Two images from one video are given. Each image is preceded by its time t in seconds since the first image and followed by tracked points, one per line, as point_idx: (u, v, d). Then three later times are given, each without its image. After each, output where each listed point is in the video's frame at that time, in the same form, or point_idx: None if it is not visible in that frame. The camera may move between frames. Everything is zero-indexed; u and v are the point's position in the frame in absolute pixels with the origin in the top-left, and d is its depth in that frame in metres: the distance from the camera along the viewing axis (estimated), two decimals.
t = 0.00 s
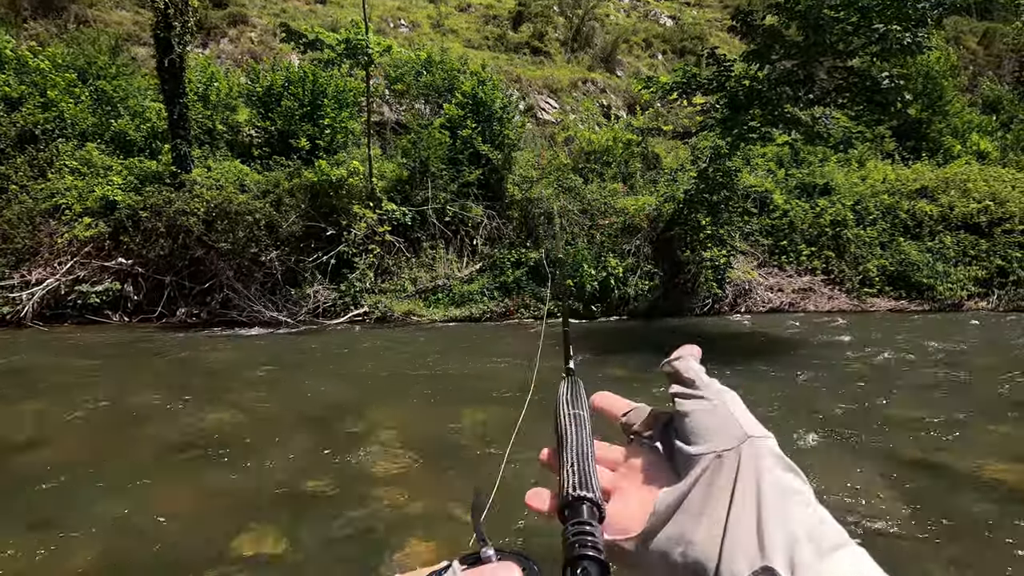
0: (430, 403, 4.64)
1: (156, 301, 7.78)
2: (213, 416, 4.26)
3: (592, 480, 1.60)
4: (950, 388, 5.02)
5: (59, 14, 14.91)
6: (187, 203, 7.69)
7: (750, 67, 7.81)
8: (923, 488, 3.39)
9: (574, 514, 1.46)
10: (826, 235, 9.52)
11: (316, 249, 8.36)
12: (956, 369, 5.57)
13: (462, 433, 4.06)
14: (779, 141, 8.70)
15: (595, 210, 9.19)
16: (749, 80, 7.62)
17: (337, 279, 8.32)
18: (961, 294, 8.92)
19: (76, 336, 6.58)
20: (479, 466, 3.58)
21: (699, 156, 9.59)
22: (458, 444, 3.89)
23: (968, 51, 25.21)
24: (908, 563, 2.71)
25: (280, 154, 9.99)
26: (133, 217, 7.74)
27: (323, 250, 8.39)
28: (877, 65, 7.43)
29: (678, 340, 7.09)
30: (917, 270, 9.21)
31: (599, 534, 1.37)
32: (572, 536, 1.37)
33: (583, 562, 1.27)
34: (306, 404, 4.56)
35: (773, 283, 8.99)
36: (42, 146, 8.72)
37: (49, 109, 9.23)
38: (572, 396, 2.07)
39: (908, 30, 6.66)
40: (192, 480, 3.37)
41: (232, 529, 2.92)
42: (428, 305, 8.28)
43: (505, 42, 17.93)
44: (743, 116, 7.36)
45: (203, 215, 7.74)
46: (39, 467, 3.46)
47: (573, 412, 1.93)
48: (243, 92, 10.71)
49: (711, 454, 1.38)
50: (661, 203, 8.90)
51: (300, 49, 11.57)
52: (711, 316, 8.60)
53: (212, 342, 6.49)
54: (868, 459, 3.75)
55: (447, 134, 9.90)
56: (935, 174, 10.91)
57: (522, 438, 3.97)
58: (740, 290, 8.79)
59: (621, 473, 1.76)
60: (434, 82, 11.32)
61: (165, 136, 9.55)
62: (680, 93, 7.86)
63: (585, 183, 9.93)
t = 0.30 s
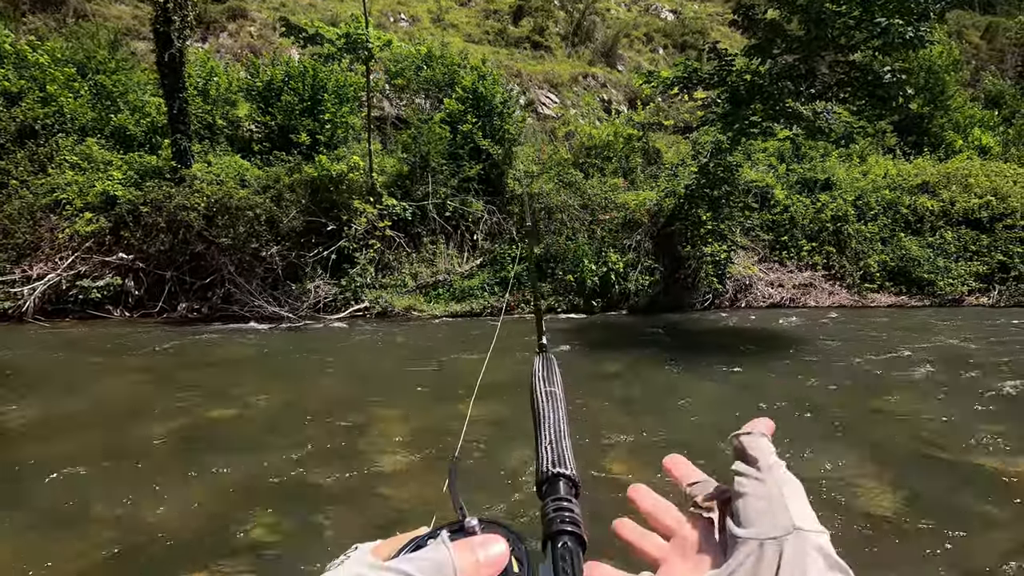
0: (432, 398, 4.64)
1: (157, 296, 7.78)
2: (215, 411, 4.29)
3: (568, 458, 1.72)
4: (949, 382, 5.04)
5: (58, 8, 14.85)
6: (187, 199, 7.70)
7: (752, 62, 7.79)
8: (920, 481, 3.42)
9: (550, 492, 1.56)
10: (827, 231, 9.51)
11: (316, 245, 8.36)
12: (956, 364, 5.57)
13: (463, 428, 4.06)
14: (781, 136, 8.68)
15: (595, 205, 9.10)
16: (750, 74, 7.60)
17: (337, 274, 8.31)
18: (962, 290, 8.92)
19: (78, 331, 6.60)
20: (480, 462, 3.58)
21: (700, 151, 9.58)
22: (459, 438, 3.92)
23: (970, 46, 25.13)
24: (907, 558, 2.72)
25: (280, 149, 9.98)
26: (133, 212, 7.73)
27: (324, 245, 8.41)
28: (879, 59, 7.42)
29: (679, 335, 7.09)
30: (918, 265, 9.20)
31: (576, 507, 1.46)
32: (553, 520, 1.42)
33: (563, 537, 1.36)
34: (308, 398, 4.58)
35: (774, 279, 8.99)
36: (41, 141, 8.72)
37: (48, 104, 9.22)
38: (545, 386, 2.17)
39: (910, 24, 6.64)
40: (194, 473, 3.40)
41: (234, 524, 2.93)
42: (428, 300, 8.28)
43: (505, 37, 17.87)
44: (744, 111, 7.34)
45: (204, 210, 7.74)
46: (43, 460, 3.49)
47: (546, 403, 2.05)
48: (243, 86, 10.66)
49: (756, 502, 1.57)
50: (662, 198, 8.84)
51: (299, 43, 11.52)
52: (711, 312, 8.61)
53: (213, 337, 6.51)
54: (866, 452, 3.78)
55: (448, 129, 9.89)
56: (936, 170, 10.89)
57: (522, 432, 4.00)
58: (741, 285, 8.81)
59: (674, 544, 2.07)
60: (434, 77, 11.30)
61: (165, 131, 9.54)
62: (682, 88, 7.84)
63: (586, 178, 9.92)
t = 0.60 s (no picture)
0: (431, 400, 4.63)
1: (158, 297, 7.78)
2: (215, 412, 4.28)
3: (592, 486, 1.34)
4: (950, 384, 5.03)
5: (59, 10, 14.91)
6: (188, 200, 7.70)
7: (753, 63, 7.79)
8: (922, 484, 3.40)
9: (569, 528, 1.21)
10: (828, 232, 9.50)
11: (317, 246, 8.38)
12: (958, 366, 5.55)
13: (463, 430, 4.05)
14: (782, 138, 8.67)
15: (596, 206, 9.14)
16: (752, 76, 7.61)
17: (338, 276, 8.31)
18: (963, 291, 8.91)
19: (79, 333, 6.60)
20: (480, 464, 3.56)
21: (701, 153, 9.57)
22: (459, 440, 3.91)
23: (970, 48, 25.17)
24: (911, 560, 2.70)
25: (281, 150, 10.01)
26: (135, 214, 7.75)
27: (325, 247, 8.42)
28: (881, 61, 7.42)
29: (680, 336, 7.09)
30: (919, 267, 9.19)
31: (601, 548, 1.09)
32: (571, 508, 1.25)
33: None
34: (308, 400, 4.57)
35: (775, 280, 8.99)
36: (43, 142, 8.75)
37: (50, 105, 9.25)
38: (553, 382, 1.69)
39: (912, 26, 6.64)
40: (194, 476, 3.39)
41: (235, 527, 2.92)
42: (429, 301, 8.27)
43: (506, 38, 17.91)
44: (746, 113, 7.34)
45: (205, 212, 7.75)
46: (41, 463, 3.48)
47: (557, 402, 1.59)
48: (244, 87, 10.66)
49: (659, 524, 1.15)
50: (662, 199, 8.87)
51: (301, 45, 11.54)
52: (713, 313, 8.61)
53: (214, 339, 6.50)
54: (867, 454, 3.76)
55: (449, 130, 9.90)
56: (937, 171, 10.90)
57: (522, 435, 3.99)
58: (742, 287, 8.81)
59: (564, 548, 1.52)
60: (435, 78, 11.33)
61: (167, 132, 9.54)
62: (683, 89, 7.83)
63: (586, 179, 9.92)
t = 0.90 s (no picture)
0: (425, 404, 4.64)
1: (150, 302, 7.74)
2: (208, 417, 4.27)
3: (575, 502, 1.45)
4: (940, 387, 5.09)
5: (50, 12, 14.84)
6: (181, 204, 7.68)
7: (745, 70, 7.87)
8: (913, 485, 3.43)
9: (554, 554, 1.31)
10: (820, 237, 9.56)
11: (310, 251, 8.34)
12: (949, 370, 5.60)
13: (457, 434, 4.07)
14: (774, 143, 8.74)
15: (590, 211, 9.23)
16: (744, 82, 7.62)
17: (332, 280, 8.28)
18: (953, 295, 9.00)
19: (69, 337, 6.54)
20: (474, 469, 3.57)
21: (694, 158, 9.63)
22: (453, 444, 3.92)
23: (959, 56, 25.50)
24: (901, 562, 2.72)
25: (275, 154, 10.00)
26: (126, 218, 7.72)
27: (318, 251, 8.38)
28: (871, 68, 7.50)
29: (673, 341, 7.11)
30: (910, 271, 9.26)
31: None
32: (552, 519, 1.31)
33: None
34: (301, 405, 4.56)
35: (768, 284, 9.06)
36: (33, 146, 8.71)
37: (41, 109, 9.20)
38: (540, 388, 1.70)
39: (902, 33, 6.75)
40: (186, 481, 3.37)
41: (227, 531, 2.92)
42: (423, 306, 8.25)
43: (500, 43, 17.96)
44: (738, 118, 7.42)
45: (197, 216, 7.72)
46: (31, 469, 3.45)
47: (544, 415, 1.62)
48: (238, 92, 10.62)
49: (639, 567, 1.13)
50: (656, 204, 8.86)
51: (295, 49, 11.55)
52: (706, 317, 8.65)
53: (206, 344, 6.47)
54: (859, 457, 3.80)
55: (443, 135, 9.94)
56: (926, 177, 11.02)
57: (516, 440, 4.00)
58: (735, 291, 8.88)
59: None
60: (429, 83, 11.37)
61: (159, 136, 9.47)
62: (676, 95, 7.88)
63: (580, 184, 9.96)
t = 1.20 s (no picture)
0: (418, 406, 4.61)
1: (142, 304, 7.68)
2: (199, 420, 4.23)
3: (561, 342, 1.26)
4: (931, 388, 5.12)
5: (41, 13, 14.75)
6: (173, 206, 7.63)
7: (738, 73, 7.92)
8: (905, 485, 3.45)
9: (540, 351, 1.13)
10: (812, 239, 9.62)
11: (305, 253, 8.31)
12: (941, 371, 5.64)
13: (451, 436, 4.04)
14: (768, 146, 8.80)
15: (585, 213, 9.27)
16: (738, 85, 7.71)
17: (326, 282, 8.24)
18: (944, 297, 9.07)
19: (60, 340, 6.48)
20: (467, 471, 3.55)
21: (688, 161, 9.70)
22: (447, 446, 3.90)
23: (950, 60, 25.82)
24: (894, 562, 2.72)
25: (268, 156, 9.96)
26: (118, 220, 7.66)
27: (313, 253, 8.36)
28: (864, 72, 7.56)
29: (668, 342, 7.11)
30: (901, 273, 9.32)
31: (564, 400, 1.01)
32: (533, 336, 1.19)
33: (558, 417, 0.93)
34: (293, 408, 4.52)
35: (762, 286, 8.92)
36: (25, 147, 8.65)
37: (32, 109, 9.13)
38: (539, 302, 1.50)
39: (893, 38, 6.84)
40: (176, 485, 3.33)
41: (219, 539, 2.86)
42: (417, 308, 8.22)
43: (495, 45, 18.00)
44: (732, 121, 7.53)
45: (190, 218, 7.69)
46: (19, 474, 3.40)
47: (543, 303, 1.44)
48: (231, 93, 10.56)
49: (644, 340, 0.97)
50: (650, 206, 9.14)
51: (289, 50, 11.51)
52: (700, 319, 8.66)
53: (198, 346, 6.43)
54: (852, 457, 3.81)
55: (438, 137, 9.95)
56: (917, 179, 11.12)
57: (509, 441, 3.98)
58: (729, 293, 8.67)
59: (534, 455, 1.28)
60: (424, 85, 11.39)
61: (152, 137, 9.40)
62: (670, 98, 7.93)
63: (575, 186, 9.99)
